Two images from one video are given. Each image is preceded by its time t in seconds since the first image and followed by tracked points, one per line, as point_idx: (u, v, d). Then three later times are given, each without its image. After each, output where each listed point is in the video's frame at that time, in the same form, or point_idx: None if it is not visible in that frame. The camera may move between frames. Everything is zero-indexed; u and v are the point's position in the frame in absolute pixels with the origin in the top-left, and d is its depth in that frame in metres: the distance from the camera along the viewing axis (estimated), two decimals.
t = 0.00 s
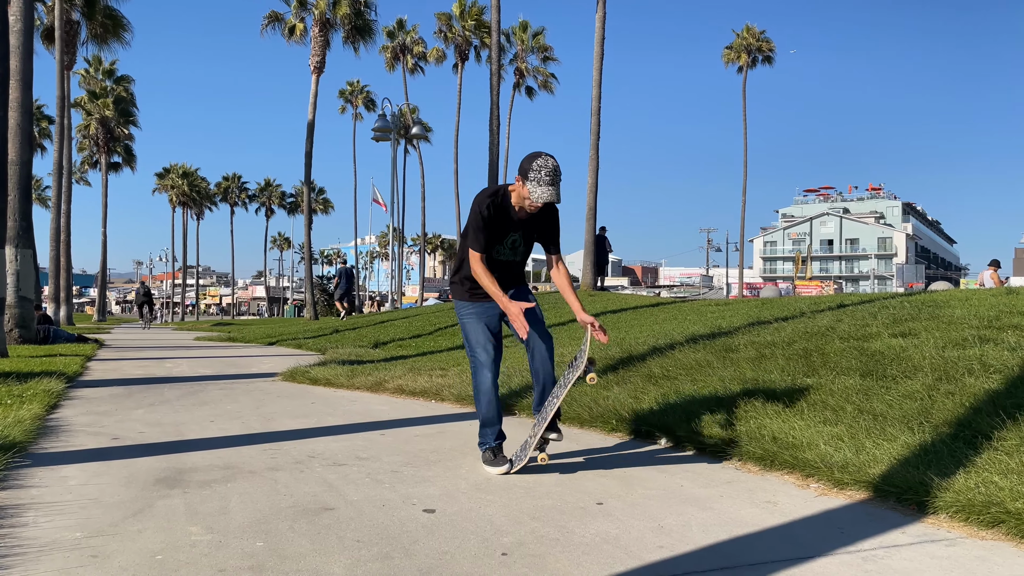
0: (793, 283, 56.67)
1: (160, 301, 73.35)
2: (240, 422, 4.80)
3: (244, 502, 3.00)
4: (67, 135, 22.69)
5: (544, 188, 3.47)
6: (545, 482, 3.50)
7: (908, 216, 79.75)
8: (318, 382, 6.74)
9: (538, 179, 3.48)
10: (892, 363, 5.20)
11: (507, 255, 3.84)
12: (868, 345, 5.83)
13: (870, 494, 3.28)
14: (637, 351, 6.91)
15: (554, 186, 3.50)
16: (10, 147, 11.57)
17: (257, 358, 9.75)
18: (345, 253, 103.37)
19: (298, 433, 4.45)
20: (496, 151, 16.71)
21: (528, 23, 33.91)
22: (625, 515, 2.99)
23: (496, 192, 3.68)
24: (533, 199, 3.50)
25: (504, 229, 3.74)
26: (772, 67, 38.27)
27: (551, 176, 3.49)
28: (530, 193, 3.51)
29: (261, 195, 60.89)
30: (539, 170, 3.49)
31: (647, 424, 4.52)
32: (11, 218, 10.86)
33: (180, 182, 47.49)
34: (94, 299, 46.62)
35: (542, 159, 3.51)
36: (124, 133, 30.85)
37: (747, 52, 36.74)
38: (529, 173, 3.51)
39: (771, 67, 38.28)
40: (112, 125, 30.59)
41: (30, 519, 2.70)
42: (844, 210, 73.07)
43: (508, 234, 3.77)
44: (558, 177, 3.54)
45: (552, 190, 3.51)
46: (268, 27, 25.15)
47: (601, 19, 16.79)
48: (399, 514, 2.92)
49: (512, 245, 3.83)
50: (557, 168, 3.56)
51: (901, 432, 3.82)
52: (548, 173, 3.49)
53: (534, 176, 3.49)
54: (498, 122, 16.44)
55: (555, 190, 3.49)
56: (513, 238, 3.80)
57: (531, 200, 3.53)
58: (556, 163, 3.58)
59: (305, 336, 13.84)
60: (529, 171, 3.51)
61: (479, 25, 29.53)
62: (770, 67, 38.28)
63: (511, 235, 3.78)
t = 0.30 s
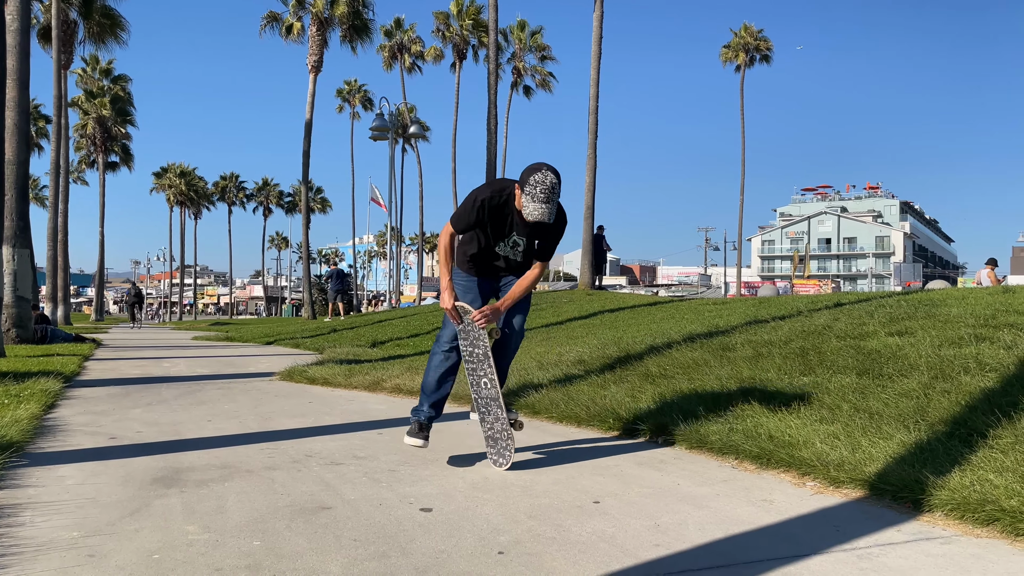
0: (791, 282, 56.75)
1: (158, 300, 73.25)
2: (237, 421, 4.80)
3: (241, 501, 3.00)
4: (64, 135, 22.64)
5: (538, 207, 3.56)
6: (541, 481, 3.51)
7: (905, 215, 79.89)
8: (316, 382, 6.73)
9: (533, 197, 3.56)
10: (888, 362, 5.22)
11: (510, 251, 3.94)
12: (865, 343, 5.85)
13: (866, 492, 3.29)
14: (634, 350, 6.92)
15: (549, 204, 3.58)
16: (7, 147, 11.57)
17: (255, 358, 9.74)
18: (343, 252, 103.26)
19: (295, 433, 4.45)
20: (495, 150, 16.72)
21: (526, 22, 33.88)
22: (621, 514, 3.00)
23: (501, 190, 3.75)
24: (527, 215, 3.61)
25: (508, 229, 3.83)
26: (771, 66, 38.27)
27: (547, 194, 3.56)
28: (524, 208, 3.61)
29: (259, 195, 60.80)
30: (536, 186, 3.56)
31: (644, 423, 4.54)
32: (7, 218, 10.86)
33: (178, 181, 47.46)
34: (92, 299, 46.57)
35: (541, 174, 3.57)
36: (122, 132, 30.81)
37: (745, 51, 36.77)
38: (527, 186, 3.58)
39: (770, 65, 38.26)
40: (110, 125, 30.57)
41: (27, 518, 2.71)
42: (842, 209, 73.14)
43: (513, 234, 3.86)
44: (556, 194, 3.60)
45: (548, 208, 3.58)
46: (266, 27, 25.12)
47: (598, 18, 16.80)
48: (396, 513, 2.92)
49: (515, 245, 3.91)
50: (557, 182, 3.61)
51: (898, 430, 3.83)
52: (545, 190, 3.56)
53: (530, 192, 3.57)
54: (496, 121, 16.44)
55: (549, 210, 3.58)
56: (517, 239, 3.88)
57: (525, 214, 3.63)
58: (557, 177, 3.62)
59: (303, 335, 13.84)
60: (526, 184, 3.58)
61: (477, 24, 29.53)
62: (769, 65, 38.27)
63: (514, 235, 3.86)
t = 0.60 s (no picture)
0: (792, 281, 56.71)
1: (159, 301, 73.29)
2: (240, 422, 4.81)
3: (245, 502, 3.01)
4: (65, 135, 22.67)
5: (494, 174, 3.72)
6: (544, 481, 3.52)
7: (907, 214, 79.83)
8: (318, 382, 6.75)
9: (489, 165, 3.74)
10: (890, 362, 5.22)
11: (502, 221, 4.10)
12: (867, 343, 5.85)
13: (868, 492, 3.29)
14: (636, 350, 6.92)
15: (507, 170, 3.72)
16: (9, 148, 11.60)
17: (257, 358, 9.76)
18: (344, 252, 103.30)
19: (298, 433, 4.46)
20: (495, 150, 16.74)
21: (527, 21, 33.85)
22: (624, 514, 3.01)
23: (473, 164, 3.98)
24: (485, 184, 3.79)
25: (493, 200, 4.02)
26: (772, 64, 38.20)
27: (503, 161, 3.71)
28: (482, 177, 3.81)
29: (260, 195, 60.79)
30: (492, 154, 3.75)
31: (647, 423, 4.54)
32: (9, 219, 10.89)
33: (179, 181, 47.48)
34: (94, 300, 46.58)
35: (496, 143, 3.76)
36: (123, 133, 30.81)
37: (745, 49, 36.73)
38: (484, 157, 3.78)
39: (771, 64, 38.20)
40: (110, 125, 30.57)
41: (32, 519, 2.72)
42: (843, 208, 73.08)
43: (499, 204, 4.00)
44: (513, 160, 3.74)
45: (506, 174, 3.72)
46: (267, 27, 25.12)
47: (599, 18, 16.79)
48: (400, 514, 2.93)
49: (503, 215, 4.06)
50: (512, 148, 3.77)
51: (900, 431, 3.83)
52: (500, 157, 3.72)
53: (486, 162, 3.76)
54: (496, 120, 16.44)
55: (506, 176, 3.71)
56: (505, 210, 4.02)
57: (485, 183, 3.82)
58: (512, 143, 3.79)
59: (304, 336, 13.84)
60: (484, 155, 3.78)
61: (478, 24, 29.52)
62: (770, 64, 38.20)
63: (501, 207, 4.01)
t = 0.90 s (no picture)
0: (800, 279, 56.48)
1: (168, 302, 73.65)
2: (250, 422, 4.83)
3: (256, 502, 3.02)
4: (73, 137, 22.80)
5: (488, 226, 3.76)
6: (554, 481, 3.52)
7: (915, 212, 79.37)
8: (327, 382, 6.77)
9: (483, 217, 3.79)
10: (901, 361, 5.19)
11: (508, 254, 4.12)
12: (877, 342, 5.82)
13: (879, 492, 3.28)
14: (645, 349, 6.90)
15: (500, 223, 3.76)
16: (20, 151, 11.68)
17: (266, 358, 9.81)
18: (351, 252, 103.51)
19: (308, 433, 4.48)
20: (502, 150, 16.74)
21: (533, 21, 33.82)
22: (635, 514, 3.01)
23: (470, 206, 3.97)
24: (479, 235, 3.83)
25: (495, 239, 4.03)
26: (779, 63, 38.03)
27: (497, 214, 3.75)
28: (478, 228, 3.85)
29: (267, 195, 61.00)
30: (488, 206, 3.79)
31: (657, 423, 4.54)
32: (20, 221, 10.97)
33: (187, 182, 47.70)
34: (104, 300, 46.85)
35: (493, 195, 3.80)
36: (131, 134, 30.98)
37: (752, 48, 36.63)
38: (481, 208, 3.82)
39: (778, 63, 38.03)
40: (119, 127, 30.74)
41: (46, 519, 2.74)
42: (851, 206, 72.70)
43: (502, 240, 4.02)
44: (508, 215, 3.78)
45: (500, 227, 3.77)
46: (273, 29, 25.20)
47: (605, 17, 16.77)
48: (410, 513, 2.94)
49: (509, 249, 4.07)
50: (509, 200, 3.81)
51: (911, 430, 3.81)
52: (495, 211, 3.77)
53: (482, 214, 3.80)
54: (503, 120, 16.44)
55: (500, 229, 3.76)
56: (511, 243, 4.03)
57: (480, 234, 3.87)
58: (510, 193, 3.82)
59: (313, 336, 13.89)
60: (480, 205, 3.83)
61: (484, 24, 29.52)
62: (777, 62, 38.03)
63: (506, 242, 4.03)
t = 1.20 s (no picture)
0: (813, 277, 56.11)
1: (181, 302, 74.15)
2: (264, 422, 4.86)
3: (271, 501, 3.04)
4: (87, 139, 23.00)
5: (444, 224, 3.63)
6: (566, 479, 3.51)
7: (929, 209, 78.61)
8: (339, 382, 6.79)
9: (439, 217, 3.65)
10: (916, 358, 5.14)
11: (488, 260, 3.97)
12: (892, 340, 5.77)
13: (895, 491, 3.24)
14: (656, 348, 6.87)
15: (456, 221, 3.62)
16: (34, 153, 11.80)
17: (278, 357, 9.86)
18: (362, 253, 103.91)
19: (322, 432, 4.50)
20: (512, 149, 16.75)
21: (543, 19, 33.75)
22: (649, 513, 2.99)
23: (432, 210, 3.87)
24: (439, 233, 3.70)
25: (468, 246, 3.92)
26: (791, 60, 37.79)
27: (451, 213, 3.59)
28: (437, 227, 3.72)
29: (279, 195, 61.34)
30: (442, 206, 3.62)
31: (669, 421, 4.52)
32: (34, 222, 11.07)
33: (199, 183, 48.02)
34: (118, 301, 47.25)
35: (445, 194, 3.59)
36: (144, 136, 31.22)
37: (763, 45, 36.41)
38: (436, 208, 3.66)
39: (789, 59, 37.79)
40: (131, 129, 30.99)
41: (63, 518, 2.77)
42: (864, 203, 72.12)
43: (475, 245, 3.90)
44: (463, 211, 3.60)
45: (457, 224, 3.63)
46: (284, 30, 25.32)
47: (615, 14, 16.72)
48: (424, 512, 2.94)
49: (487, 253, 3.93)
50: (463, 197, 3.59)
51: (926, 428, 3.77)
52: (449, 209, 3.59)
53: (438, 214, 3.66)
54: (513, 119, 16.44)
55: (456, 227, 3.63)
56: (485, 246, 3.89)
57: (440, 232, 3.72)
58: (464, 191, 3.60)
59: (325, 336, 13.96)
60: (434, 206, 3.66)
61: (494, 23, 29.50)
62: (788, 59, 37.79)
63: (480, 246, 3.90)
